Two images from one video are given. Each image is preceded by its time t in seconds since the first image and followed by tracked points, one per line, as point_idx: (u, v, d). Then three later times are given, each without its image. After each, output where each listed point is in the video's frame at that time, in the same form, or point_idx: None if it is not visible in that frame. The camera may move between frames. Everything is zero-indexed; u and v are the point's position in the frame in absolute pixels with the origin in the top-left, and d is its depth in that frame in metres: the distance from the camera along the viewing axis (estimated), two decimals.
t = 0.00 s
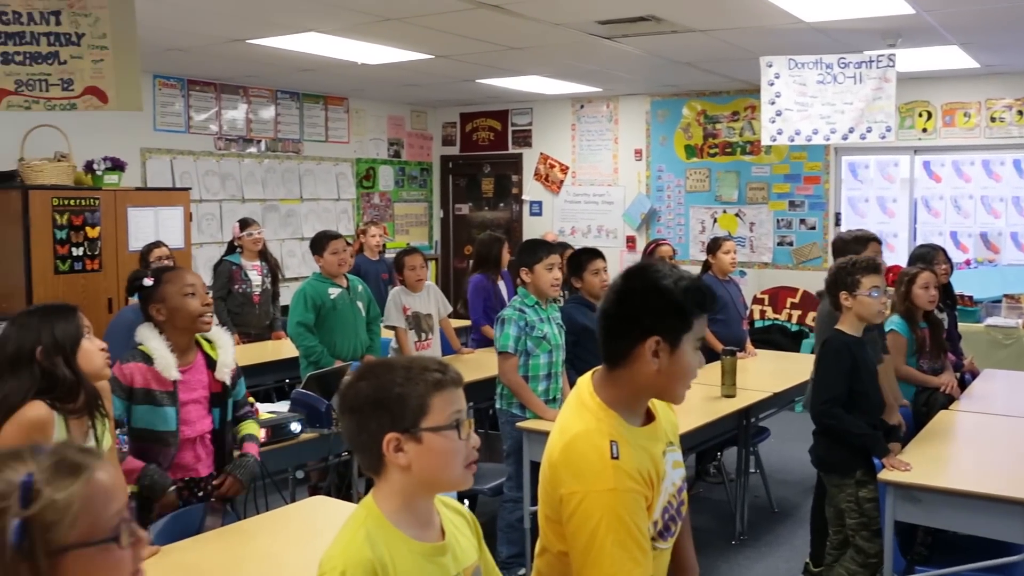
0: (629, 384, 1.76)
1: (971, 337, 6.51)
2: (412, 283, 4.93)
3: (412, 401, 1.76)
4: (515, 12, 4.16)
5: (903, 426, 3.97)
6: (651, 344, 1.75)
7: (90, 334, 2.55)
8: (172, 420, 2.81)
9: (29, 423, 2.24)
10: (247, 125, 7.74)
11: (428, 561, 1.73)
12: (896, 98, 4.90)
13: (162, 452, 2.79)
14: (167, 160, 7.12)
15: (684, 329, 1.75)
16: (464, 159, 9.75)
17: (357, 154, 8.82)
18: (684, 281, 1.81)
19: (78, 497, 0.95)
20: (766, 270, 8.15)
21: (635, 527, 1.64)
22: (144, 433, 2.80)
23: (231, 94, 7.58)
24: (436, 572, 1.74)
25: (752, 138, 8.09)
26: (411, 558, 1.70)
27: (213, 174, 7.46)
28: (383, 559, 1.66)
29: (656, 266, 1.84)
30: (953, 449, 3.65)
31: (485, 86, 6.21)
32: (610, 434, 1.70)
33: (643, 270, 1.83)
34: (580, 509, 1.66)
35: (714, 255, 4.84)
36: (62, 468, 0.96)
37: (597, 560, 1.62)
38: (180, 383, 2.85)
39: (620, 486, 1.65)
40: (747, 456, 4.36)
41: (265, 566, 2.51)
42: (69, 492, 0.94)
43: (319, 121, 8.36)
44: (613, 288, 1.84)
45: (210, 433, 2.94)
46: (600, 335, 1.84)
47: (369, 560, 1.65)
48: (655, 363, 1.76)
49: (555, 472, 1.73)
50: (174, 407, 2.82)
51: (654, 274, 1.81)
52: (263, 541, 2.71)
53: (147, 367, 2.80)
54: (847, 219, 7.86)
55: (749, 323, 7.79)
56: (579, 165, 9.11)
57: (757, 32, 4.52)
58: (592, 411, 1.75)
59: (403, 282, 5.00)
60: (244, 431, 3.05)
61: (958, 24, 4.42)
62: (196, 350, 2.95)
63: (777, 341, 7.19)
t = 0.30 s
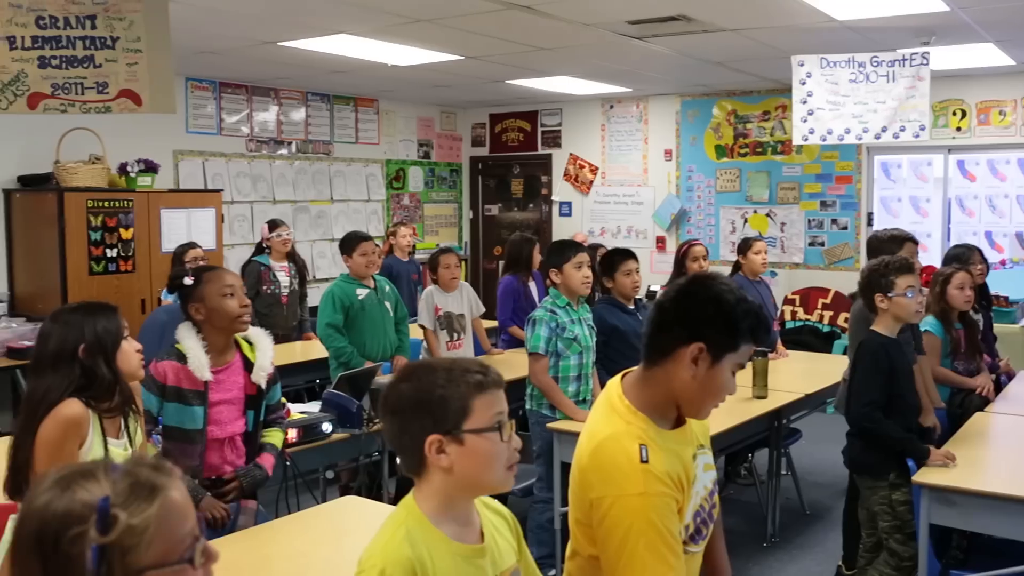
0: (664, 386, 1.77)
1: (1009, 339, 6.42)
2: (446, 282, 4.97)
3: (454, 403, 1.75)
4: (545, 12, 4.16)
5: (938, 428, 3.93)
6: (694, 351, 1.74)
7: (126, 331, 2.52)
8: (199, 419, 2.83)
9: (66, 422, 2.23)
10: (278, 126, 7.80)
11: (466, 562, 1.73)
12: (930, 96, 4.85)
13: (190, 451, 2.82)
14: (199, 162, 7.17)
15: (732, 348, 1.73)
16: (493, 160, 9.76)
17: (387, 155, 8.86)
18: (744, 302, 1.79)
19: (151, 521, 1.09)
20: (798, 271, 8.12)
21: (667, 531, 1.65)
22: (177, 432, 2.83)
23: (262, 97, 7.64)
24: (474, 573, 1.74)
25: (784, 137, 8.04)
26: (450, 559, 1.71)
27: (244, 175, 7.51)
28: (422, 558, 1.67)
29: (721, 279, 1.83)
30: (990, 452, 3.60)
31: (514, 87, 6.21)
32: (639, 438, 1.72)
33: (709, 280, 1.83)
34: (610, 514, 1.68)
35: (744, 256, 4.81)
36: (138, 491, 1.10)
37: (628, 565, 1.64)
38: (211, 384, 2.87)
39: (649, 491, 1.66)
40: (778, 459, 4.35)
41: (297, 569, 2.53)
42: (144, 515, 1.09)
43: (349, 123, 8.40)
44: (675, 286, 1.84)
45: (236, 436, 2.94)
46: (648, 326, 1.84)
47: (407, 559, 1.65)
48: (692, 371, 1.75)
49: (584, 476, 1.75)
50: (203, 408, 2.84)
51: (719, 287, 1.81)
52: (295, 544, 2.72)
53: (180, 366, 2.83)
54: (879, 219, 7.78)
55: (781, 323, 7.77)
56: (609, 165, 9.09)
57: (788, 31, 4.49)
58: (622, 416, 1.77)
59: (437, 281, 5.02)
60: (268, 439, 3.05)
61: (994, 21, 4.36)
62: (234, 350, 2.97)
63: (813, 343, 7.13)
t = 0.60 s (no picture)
0: (694, 388, 1.77)
1: None
2: (476, 283, 4.96)
3: (494, 404, 1.74)
4: (571, 13, 4.16)
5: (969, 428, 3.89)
6: (725, 351, 1.73)
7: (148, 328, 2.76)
8: (236, 419, 2.89)
9: (82, 408, 2.45)
10: (305, 128, 7.84)
11: (505, 564, 1.72)
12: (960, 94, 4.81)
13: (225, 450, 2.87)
14: (227, 164, 7.22)
15: (763, 349, 1.72)
16: (519, 160, 9.77)
17: (414, 155, 8.88)
18: (776, 301, 1.78)
19: (148, 492, 1.21)
20: (826, 270, 8.05)
21: (699, 533, 1.65)
22: (212, 434, 2.87)
23: (289, 98, 7.69)
24: None
25: (812, 136, 8.00)
26: (490, 559, 1.69)
27: (272, 176, 7.55)
28: (460, 558, 1.66)
29: (752, 278, 1.81)
30: (1023, 452, 3.55)
31: (540, 87, 6.21)
32: (670, 439, 1.72)
33: (740, 278, 1.81)
34: (641, 515, 1.68)
35: (770, 256, 4.78)
36: (141, 462, 1.24)
37: (660, 566, 1.65)
38: (247, 384, 2.92)
39: (680, 492, 1.66)
40: (807, 459, 4.32)
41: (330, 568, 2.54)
42: (142, 484, 1.21)
43: (375, 124, 8.43)
44: (706, 284, 1.83)
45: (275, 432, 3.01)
46: (678, 324, 1.83)
47: (445, 559, 1.64)
48: (723, 371, 1.74)
49: (615, 477, 1.75)
50: (240, 407, 2.90)
51: (750, 285, 1.79)
52: (327, 544, 2.74)
53: (217, 367, 2.86)
54: (908, 218, 7.71)
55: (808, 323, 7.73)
56: (635, 165, 9.08)
57: (816, 29, 4.47)
58: (652, 416, 1.77)
59: (467, 281, 5.02)
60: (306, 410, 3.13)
61: None
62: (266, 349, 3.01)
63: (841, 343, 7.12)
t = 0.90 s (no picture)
0: (725, 388, 1.76)
1: None
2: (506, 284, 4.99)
3: (530, 402, 1.74)
4: (600, 12, 4.15)
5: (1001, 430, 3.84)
6: (756, 352, 1.73)
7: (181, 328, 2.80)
8: (275, 417, 2.92)
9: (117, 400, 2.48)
10: (334, 128, 7.88)
11: (542, 565, 1.70)
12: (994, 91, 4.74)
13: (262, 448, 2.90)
14: (257, 164, 7.27)
15: (795, 349, 1.71)
16: (547, 159, 9.77)
17: (441, 155, 8.91)
18: (808, 302, 1.77)
19: (151, 470, 1.27)
20: (856, 270, 7.99)
21: (729, 534, 1.64)
22: (251, 431, 2.90)
23: (318, 98, 7.73)
24: None
25: (842, 135, 7.94)
26: (526, 559, 1.68)
27: (301, 176, 7.59)
28: (497, 557, 1.64)
29: (784, 278, 1.81)
30: None
31: (568, 86, 6.20)
32: (701, 439, 1.72)
33: (770, 279, 1.80)
34: (671, 515, 1.68)
35: (799, 256, 4.75)
36: (146, 442, 1.29)
37: (689, 566, 1.64)
38: (285, 381, 2.95)
39: (711, 492, 1.66)
40: (836, 460, 4.30)
41: (358, 567, 2.56)
42: (145, 462, 1.27)
43: (403, 124, 8.46)
44: (737, 284, 1.83)
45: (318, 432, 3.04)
46: (709, 325, 1.83)
47: (483, 557, 1.63)
48: (753, 372, 1.74)
49: (644, 477, 1.75)
50: (277, 405, 2.92)
51: (780, 284, 1.78)
52: (357, 542, 2.75)
53: (255, 365, 2.89)
54: (940, 217, 7.62)
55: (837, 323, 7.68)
56: (663, 165, 9.05)
57: (847, 27, 4.43)
58: (683, 416, 1.77)
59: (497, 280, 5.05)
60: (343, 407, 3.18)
61: None
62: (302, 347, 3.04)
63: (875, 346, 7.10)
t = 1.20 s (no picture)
0: (750, 390, 1.76)
1: None
2: (533, 286, 5.00)
3: (554, 402, 1.73)
4: (623, 13, 4.14)
5: None
6: (781, 353, 1.72)
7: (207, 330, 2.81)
8: (291, 422, 2.93)
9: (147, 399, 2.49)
10: (358, 130, 7.92)
11: (567, 564, 1.70)
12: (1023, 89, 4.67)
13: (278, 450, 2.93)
14: (282, 166, 7.32)
15: (821, 350, 1.70)
16: (571, 161, 9.78)
17: (465, 157, 8.93)
18: (834, 303, 1.76)
19: (162, 465, 1.32)
20: (881, 272, 7.93)
21: (754, 535, 1.64)
22: (271, 432, 2.92)
23: (343, 101, 7.77)
24: None
25: (867, 136, 7.89)
26: (551, 559, 1.67)
27: (325, 179, 7.63)
28: (523, 555, 1.64)
29: (810, 279, 1.80)
30: None
31: (592, 88, 6.20)
32: (727, 440, 1.72)
33: (796, 281, 1.80)
34: (697, 516, 1.68)
35: (824, 257, 4.72)
36: (156, 438, 1.35)
37: (715, 568, 1.64)
38: (308, 386, 2.96)
39: (737, 493, 1.65)
40: (862, 463, 4.27)
41: (377, 567, 2.56)
42: (155, 457, 1.32)
43: (427, 126, 8.49)
44: (763, 286, 1.83)
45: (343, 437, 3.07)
46: (735, 328, 1.83)
47: (509, 556, 1.63)
48: (779, 374, 1.74)
49: (670, 478, 1.75)
50: (296, 409, 2.93)
51: (805, 286, 1.78)
52: (380, 542, 2.76)
53: (281, 366, 2.93)
54: (967, 219, 7.52)
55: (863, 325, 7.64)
56: (687, 166, 9.03)
57: (872, 27, 4.40)
58: (709, 417, 1.77)
59: (524, 282, 5.05)
60: (373, 424, 3.20)
61: None
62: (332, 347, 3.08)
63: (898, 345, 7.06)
